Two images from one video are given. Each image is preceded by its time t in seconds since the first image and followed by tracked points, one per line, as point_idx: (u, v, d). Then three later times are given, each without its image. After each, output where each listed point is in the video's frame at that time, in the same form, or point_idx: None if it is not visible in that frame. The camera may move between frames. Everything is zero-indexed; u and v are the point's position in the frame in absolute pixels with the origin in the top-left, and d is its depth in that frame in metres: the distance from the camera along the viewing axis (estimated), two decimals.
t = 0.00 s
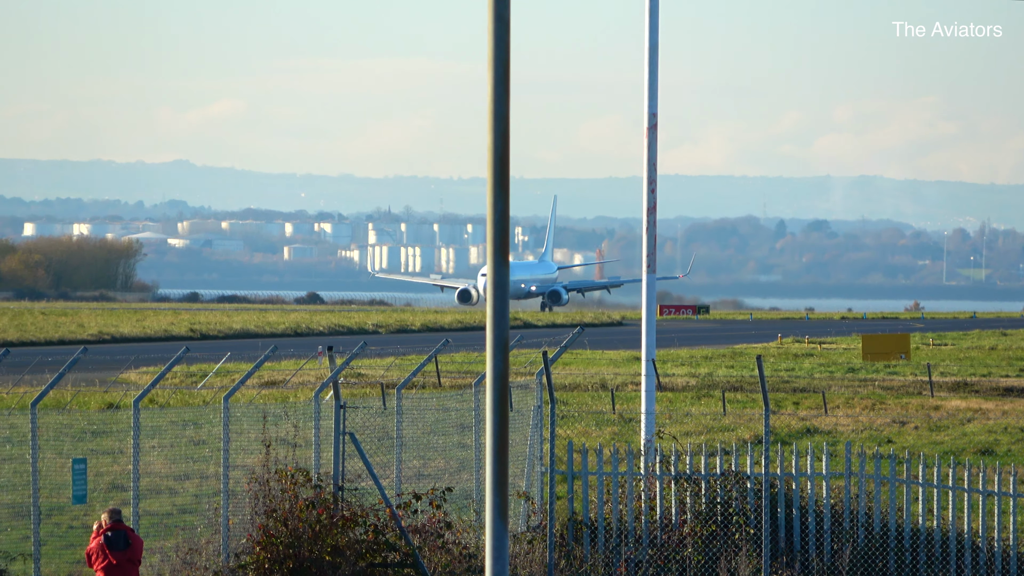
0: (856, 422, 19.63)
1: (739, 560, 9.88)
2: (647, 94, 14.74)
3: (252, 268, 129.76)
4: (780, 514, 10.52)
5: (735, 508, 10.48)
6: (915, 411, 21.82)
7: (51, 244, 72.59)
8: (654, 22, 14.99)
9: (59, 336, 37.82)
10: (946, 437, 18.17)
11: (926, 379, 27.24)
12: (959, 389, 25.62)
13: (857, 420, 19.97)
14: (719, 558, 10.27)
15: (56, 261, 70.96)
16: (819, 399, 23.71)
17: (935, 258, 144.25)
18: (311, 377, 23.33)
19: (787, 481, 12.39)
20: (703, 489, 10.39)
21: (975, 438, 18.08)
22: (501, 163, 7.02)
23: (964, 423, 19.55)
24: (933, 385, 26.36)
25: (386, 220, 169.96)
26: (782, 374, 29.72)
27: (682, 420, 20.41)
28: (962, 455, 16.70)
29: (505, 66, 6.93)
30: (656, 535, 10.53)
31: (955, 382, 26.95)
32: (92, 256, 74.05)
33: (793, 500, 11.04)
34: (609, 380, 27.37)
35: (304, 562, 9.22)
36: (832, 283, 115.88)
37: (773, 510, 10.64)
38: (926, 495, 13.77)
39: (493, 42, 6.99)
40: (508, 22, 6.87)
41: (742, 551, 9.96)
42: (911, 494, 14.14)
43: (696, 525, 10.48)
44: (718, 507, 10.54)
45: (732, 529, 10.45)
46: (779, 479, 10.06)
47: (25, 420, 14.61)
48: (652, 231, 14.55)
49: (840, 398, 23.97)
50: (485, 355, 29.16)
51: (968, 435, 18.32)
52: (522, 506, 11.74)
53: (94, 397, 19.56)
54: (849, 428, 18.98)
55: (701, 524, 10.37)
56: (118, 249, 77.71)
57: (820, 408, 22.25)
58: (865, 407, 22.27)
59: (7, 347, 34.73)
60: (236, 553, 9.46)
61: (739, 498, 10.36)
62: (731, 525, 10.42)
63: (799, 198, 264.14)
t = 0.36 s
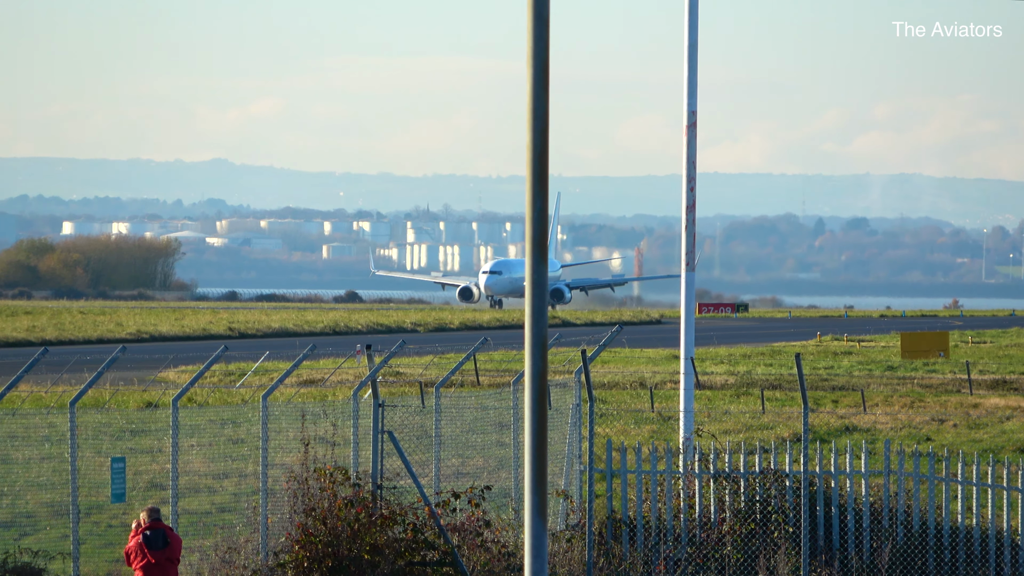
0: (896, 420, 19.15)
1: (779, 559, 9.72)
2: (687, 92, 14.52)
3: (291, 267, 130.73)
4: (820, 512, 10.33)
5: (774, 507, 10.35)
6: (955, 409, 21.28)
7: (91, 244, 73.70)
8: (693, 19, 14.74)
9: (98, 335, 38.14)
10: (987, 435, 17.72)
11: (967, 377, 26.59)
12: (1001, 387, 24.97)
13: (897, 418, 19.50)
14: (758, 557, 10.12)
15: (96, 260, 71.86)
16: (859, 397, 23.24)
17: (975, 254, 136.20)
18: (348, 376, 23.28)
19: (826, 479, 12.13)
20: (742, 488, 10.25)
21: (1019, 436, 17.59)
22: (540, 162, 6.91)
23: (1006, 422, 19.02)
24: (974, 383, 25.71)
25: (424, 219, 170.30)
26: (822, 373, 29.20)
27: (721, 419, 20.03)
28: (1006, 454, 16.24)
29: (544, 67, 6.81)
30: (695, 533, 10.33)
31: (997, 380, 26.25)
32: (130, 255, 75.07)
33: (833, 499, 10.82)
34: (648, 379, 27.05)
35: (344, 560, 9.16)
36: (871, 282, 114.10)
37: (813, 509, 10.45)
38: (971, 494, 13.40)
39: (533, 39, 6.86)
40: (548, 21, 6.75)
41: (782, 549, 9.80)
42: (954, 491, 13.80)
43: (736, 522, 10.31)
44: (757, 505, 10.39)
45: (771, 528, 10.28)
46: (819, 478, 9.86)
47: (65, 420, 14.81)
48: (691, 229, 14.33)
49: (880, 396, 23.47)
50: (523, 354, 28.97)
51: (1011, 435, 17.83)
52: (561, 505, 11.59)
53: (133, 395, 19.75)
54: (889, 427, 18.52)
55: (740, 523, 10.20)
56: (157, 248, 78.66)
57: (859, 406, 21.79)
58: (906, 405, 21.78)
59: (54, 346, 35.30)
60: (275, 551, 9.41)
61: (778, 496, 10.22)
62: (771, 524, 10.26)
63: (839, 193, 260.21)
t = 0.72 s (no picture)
0: (934, 417, 18.74)
1: (817, 557, 9.58)
2: (725, 90, 14.36)
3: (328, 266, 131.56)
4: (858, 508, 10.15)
5: (813, 504, 10.23)
6: (993, 406, 20.82)
7: (130, 244, 74.79)
8: (732, 16, 14.52)
9: (137, 334, 38.69)
10: None
11: (1007, 374, 26.05)
12: None
13: (936, 414, 19.07)
14: (797, 555, 9.96)
15: (134, 259, 72.88)
16: (897, 395, 22.82)
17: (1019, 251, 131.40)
18: (387, 374, 23.31)
19: (866, 475, 11.88)
20: (781, 486, 10.06)
21: None
22: (579, 160, 6.79)
23: None
24: (1017, 380, 25.17)
25: (460, 217, 170.56)
26: (860, 370, 28.79)
27: (759, 416, 19.72)
28: None
29: (582, 63, 6.68)
30: (733, 530, 10.12)
31: None
32: (168, 254, 76.09)
33: (871, 495, 10.62)
34: (686, 376, 26.91)
35: (382, 559, 9.06)
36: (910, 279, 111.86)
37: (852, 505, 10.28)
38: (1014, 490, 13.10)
39: (572, 37, 6.73)
40: (586, 19, 6.63)
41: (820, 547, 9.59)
42: (997, 488, 13.51)
43: (774, 520, 10.18)
44: (796, 503, 10.25)
45: (810, 525, 10.17)
46: (856, 477, 9.66)
47: (104, 417, 14.97)
48: (730, 227, 14.10)
49: (919, 393, 23.03)
50: (560, 351, 28.99)
51: None
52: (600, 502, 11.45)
53: (172, 393, 20.01)
54: (927, 424, 18.13)
55: (778, 520, 10.08)
56: (194, 248, 79.59)
57: (897, 404, 21.39)
58: (945, 403, 21.35)
59: (97, 345, 35.86)
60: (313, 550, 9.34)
61: (816, 494, 10.08)
62: (809, 520, 10.17)
63: (878, 188, 256.99)
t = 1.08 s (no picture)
0: (973, 417, 18.35)
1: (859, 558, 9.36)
2: (763, 87, 14.09)
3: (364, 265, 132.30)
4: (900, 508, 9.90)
5: (853, 503, 10.00)
6: None
7: (168, 243, 75.74)
8: (770, 14, 14.30)
9: (176, 334, 39.15)
10: None
11: None
12: None
13: (978, 414, 18.68)
14: (837, 554, 9.76)
15: (172, 259, 73.83)
16: (938, 394, 22.37)
17: None
18: (425, 373, 23.35)
19: (908, 474, 11.62)
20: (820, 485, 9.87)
21: None
22: (616, 154, 6.67)
23: None
24: None
25: (496, 216, 170.75)
26: (901, 369, 28.25)
27: (799, 415, 19.42)
28: None
29: (619, 62, 6.56)
30: (773, 530, 9.92)
31: None
32: (206, 254, 76.90)
33: (914, 494, 10.34)
34: (726, 376, 26.58)
35: (421, 558, 8.98)
36: (955, 279, 108.40)
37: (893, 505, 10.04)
38: None
39: (606, 34, 6.64)
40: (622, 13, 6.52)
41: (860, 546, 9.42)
42: None
43: (814, 520, 9.98)
44: (837, 503, 10.02)
45: (850, 525, 9.95)
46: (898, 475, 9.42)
47: (143, 418, 15.09)
48: (769, 225, 13.88)
49: (960, 392, 22.56)
50: (598, 350, 28.84)
51: None
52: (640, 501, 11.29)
53: (211, 393, 20.17)
54: (968, 423, 17.77)
55: (819, 520, 9.86)
56: (233, 247, 80.39)
57: (939, 403, 20.98)
58: (987, 402, 20.89)
59: (136, 344, 36.30)
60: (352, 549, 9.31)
61: (856, 493, 9.86)
62: (849, 520, 9.95)
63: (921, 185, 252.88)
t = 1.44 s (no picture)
0: (1013, 419, 18.31)
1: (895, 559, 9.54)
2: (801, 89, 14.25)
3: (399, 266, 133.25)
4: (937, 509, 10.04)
5: (891, 505, 10.15)
6: None
7: (206, 245, 77.01)
8: (807, 16, 14.46)
9: (214, 336, 39.92)
10: None
11: None
12: None
13: (1017, 416, 18.63)
14: (875, 556, 9.97)
15: (210, 260, 75.07)
16: (976, 396, 22.29)
17: None
18: (464, 375, 23.71)
19: (945, 477, 11.73)
20: (858, 487, 10.03)
21: None
22: (654, 160, 6.92)
23: None
24: None
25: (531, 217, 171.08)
26: (939, 370, 28.14)
27: (836, 417, 19.52)
28: None
29: (658, 65, 6.84)
30: (811, 530, 10.12)
31: None
32: (245, 256, 77.98)
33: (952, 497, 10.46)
34: (764, 377, 26.67)
35: (459, 560, 9.30)
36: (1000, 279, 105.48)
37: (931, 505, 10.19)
38: None
39: (646, 38, 6.91)
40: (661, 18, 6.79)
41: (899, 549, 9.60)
42: None
43: (852, 521, 10.14)
44: (874, 504, 10.17)
45: (888, 527, 10.13)
46: (935, 477, 9.56)
47: (179, 420, 15.67)
48: (806, 228, 14.04)
49: (1000, 394, 22.46)
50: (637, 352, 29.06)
51: None
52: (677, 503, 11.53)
53: (249, 395, 20.62)
54: (1007, 424, 17.77)
55: (856, 522, 10.03)
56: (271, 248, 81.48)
57: (977, 404, 20.94)
58: None
59: (175, 346, 37.07)
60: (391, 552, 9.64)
61: (894, 495, 10.01)
62: (887, 522, 10.11)
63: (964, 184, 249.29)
